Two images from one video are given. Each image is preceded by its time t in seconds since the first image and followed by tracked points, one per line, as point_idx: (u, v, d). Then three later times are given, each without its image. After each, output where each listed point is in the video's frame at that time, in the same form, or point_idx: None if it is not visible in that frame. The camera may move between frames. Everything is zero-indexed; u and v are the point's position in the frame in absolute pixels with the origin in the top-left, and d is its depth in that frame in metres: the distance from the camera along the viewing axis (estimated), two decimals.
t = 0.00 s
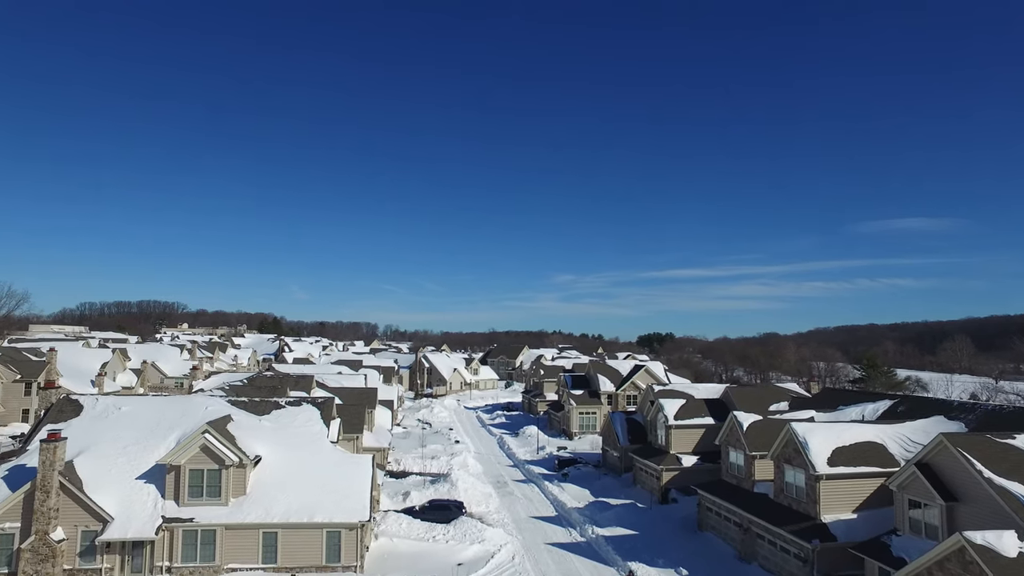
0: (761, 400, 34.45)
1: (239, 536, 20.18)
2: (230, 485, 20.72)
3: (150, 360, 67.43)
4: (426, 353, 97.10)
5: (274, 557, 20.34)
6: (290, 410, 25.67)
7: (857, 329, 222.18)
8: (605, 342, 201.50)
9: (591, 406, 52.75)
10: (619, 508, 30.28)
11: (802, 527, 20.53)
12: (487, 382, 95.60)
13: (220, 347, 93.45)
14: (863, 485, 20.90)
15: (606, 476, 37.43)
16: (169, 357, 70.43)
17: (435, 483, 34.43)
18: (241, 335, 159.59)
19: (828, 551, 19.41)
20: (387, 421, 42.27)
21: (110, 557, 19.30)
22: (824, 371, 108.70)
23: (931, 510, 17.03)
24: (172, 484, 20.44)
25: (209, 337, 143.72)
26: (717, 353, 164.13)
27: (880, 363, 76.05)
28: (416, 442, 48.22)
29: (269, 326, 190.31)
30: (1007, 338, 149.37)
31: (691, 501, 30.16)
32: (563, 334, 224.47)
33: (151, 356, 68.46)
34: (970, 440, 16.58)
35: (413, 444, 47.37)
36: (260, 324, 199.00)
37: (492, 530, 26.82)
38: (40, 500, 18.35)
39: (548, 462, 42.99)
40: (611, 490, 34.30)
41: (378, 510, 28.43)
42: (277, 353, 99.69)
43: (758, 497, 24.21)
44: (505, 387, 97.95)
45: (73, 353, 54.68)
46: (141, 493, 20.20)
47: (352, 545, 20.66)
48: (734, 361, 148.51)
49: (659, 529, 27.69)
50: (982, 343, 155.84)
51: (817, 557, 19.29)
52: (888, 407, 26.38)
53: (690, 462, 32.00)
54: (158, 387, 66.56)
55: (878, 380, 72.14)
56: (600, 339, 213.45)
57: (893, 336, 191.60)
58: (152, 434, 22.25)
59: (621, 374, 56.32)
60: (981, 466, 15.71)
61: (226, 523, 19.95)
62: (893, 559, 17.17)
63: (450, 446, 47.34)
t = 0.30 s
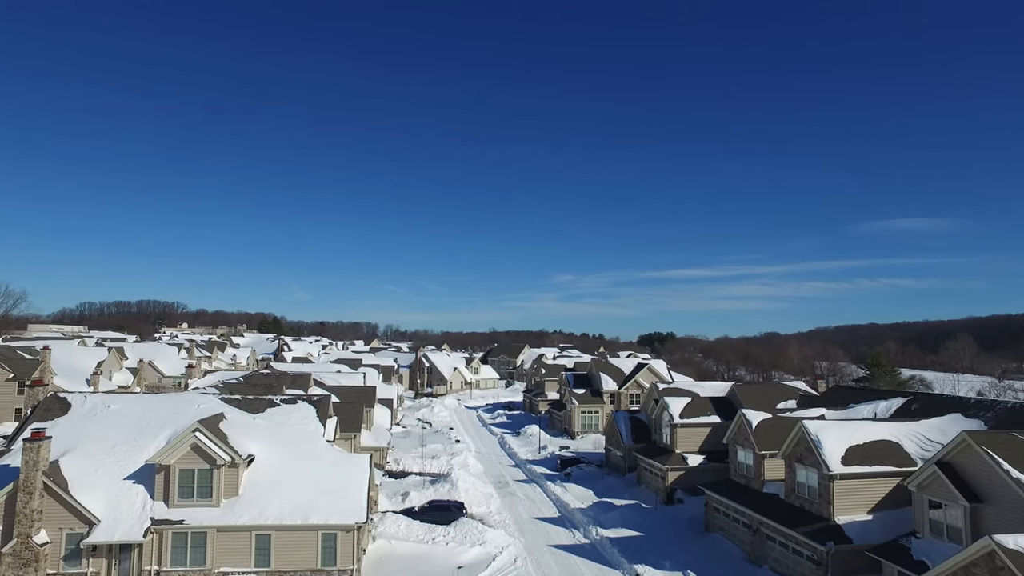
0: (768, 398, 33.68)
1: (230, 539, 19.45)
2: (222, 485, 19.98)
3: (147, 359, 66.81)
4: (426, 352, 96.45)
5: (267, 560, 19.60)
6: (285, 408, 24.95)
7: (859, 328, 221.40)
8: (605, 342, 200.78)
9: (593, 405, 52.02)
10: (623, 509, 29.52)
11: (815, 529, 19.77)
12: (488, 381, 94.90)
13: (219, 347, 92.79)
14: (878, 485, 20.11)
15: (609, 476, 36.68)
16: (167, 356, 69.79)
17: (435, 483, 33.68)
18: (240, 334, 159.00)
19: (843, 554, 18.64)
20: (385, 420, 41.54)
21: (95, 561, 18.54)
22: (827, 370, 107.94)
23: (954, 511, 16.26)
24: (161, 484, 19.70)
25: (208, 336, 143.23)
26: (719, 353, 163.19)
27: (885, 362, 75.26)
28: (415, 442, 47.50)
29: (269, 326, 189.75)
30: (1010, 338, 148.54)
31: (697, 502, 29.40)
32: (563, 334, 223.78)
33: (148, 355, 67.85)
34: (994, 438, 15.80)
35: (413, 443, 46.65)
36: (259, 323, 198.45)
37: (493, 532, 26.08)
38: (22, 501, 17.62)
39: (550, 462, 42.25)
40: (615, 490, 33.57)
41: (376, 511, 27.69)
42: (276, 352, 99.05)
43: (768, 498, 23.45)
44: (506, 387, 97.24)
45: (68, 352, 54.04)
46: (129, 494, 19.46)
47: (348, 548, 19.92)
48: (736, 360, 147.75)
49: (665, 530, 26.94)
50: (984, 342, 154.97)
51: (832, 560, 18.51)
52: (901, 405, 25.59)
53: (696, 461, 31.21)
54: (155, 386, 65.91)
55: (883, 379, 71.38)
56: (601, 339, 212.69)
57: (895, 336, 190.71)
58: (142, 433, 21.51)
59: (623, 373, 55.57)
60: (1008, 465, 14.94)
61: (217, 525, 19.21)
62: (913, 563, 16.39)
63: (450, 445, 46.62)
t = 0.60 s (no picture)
0: (775, 397, 32.81)
1: (218, 543, 18.56)
2: (210, 487, 19.10)
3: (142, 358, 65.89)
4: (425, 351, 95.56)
5: (257, 566, 18.72)
6: (277, 407, 24.13)
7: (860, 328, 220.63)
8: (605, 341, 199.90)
9: (594, 404, 51.17)
10: (627, 511, 28.65)
11: (830, 532, 18.90)
12: (488, 381, 94.06)
13: (216, 345, 91.90)
14: (895, 487, 19.26)
15: (612, 477, 35.81)
16: (162, 355, 68.90)
17: (433, 484, 32.79)
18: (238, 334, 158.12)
19: (860, 559, 17.78)
20: (383, 419, 40.66)
21: (75, 567, 17.64)
22: (828, 370, 107.04)
23: (979, 513, 15.39)
24: (146, 486, 18.81)
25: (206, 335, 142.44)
26: (719, 353, 162.20)
27: (889, 362, 74.42)
28: (413, 442, 46.58)
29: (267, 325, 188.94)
30: (1011, 338, 147.78)
31: (703, 503, 28.53)
32: (563, 334, 222.91)
33: (143, 354, 66.96)
34: None
35: (411, 443, 45.77)
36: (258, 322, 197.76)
37: (493, 535, 25.20)
38: None
39: (551, 462, 41.38)
40: (618, 491, 32.73)
41: (372, 514, 26.82)
42: (274, 351, 98.16)
43: (778, 500, 22.59)
44: (506, 386, 96.35)
45: (61, 351, 53.14)
46: (112, 496, 18.57)
47: (342, 552, 19.06)
48: (736, 360, 146.90)
49: (671, 532, 26.07)
50: (984, 342, 154.18)
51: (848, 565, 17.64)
52: (915, 403, 24.71)
53: (702, 462, 30.36)
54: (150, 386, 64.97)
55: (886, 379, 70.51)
56: (601, 339, 211.82)
57: (895, 336, 189.86)
58: (127, 432, 20.64)
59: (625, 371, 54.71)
60: None
61: (204, 529, 18.33)
62: (936, 569, 15.52)
63: (449, 446, 45.72)
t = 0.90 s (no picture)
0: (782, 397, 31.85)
1: (201, 549, 17.54)
2: (192, 490, 18.09)
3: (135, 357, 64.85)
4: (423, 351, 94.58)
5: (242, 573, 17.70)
6: (265, 406, 23.21)
7: (859, 328, 220.05)
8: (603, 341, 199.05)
9: (595, 404, 50.19)
10: (631, 513, 27.68)
11: (847, 537, 17.93)
12: (486, 380, 93.10)
13: (211, 345, 90.84)
14: (914, 489, 18.30)
15: (613, 478, 34.83)
16: (156, 354, 67.87)
17: (429, 485, 31.79)
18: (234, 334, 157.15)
19: (879, 566, 16.81)
20: (378, 419, 39.65)
21: None
22: (829, 370, 106.28)
23: (1011, 518, 14.41)
24: (125, 489, 17.79)
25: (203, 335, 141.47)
26: (718, 353, 161.37)
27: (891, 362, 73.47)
28: (410, 442, 45.57)
29: (265, 325, 188.09)
30: (1011, 337, 147.14)
31: (709, 505, 27.55)
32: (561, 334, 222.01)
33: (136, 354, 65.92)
34: None
35: (408, 444, 44.77)
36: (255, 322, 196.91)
37: (492, 539, 24.19)
38: None
39: (551, 463, 40.40)
40: (620, 493, 31.76)
41: (366, 518, 25.79)
42: (270, 350, 97.16)
43: (789, 502, 21.63)
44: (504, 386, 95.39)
45: (51, 350, 52.09)
46: (88, 500, 17.55)
47: (333, 558, 18.04)
48: (736, 360, 146.14)
49: (676, 536, 25.11)
50: (984, 342, 153.46)
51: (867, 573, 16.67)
52: (931, 402, 23.72)
53: (707, 462, 29.38)
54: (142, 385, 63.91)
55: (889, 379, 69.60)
56: (599, 339, 210.98)
57: (895, 335, 189.15)
58: (107, 432, 19.62)
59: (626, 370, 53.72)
60: None
61: (185, 534, 17.30)
62: None
63: (446, 446, 44.72)
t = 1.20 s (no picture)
0: (771, 396, 31.16)
1: (157, 563, 16.15)
2: (149, 499, 16.70)
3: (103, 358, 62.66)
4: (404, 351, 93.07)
5: None
6: (233, 407, 21.98)
7: (836, 327, 222.57)
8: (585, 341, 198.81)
9: (578, 403, 49.27)
10: (617, 517, 26.74)
11: (846, 541, 17.11)
12: (468, 380, 91.88)
13: (185, 345, 88.43)
14: (914, 491, 17.55)
15: (598, 480, 33.91)
16: (126, 354, 65.69)
17: (408, 489, 30.55)
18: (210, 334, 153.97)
19: (880, 572, 15.99)
20: (356, 420, 38.29)
21: None
22: (808, 369, 106.75)
23: (1020, 521, 13.67)
24: (74, 499, 16.35)
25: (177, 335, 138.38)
26: (699, 352, 161.86)
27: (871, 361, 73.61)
28: (389, 443, 44.27)
29: (242, 325, 184.87)
30: (984, 336, 149.63)
31: (697, 507, 26.72)
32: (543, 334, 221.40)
33: (105, 354, 63.67)
34: None
35: (387, 445, 43.45)
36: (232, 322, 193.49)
37: (473, 545, 23.05)
38: None
39: (534, 464, 39.37)
40: (605, 495, 30.82)
41: (340, 524, 24.49)
42: (247, 350, 94.96)
43: (782, 505, 20.82)
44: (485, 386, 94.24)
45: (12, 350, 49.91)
46: (33, 512, 16.09)
47: (302, 570, 16.80)
48: (716, 359, 146.57)
49: (664, 540, 24.20)
50: (958, 341, 155.76)
51: None
52: (925, 400, 23.12)
53: (695, 463, 28.55)
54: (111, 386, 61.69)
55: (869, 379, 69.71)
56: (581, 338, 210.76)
57: (871, 335, 191.52)
58: (58, 437, 18.13)
59: (609, 369, 52.91)
60: None
61: (139, 547, 15.90)
62: None
63: (426, 448, 43.49)
